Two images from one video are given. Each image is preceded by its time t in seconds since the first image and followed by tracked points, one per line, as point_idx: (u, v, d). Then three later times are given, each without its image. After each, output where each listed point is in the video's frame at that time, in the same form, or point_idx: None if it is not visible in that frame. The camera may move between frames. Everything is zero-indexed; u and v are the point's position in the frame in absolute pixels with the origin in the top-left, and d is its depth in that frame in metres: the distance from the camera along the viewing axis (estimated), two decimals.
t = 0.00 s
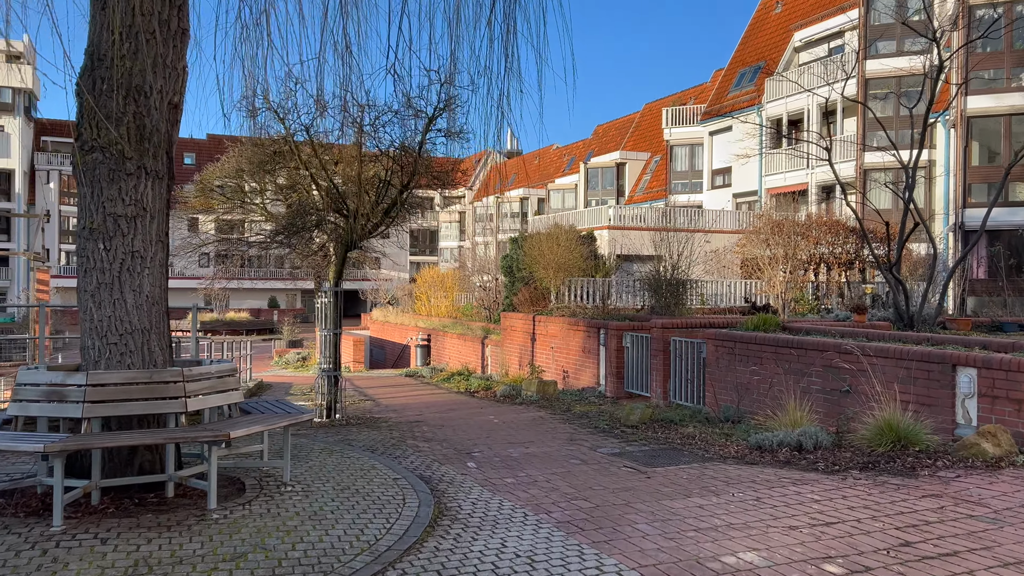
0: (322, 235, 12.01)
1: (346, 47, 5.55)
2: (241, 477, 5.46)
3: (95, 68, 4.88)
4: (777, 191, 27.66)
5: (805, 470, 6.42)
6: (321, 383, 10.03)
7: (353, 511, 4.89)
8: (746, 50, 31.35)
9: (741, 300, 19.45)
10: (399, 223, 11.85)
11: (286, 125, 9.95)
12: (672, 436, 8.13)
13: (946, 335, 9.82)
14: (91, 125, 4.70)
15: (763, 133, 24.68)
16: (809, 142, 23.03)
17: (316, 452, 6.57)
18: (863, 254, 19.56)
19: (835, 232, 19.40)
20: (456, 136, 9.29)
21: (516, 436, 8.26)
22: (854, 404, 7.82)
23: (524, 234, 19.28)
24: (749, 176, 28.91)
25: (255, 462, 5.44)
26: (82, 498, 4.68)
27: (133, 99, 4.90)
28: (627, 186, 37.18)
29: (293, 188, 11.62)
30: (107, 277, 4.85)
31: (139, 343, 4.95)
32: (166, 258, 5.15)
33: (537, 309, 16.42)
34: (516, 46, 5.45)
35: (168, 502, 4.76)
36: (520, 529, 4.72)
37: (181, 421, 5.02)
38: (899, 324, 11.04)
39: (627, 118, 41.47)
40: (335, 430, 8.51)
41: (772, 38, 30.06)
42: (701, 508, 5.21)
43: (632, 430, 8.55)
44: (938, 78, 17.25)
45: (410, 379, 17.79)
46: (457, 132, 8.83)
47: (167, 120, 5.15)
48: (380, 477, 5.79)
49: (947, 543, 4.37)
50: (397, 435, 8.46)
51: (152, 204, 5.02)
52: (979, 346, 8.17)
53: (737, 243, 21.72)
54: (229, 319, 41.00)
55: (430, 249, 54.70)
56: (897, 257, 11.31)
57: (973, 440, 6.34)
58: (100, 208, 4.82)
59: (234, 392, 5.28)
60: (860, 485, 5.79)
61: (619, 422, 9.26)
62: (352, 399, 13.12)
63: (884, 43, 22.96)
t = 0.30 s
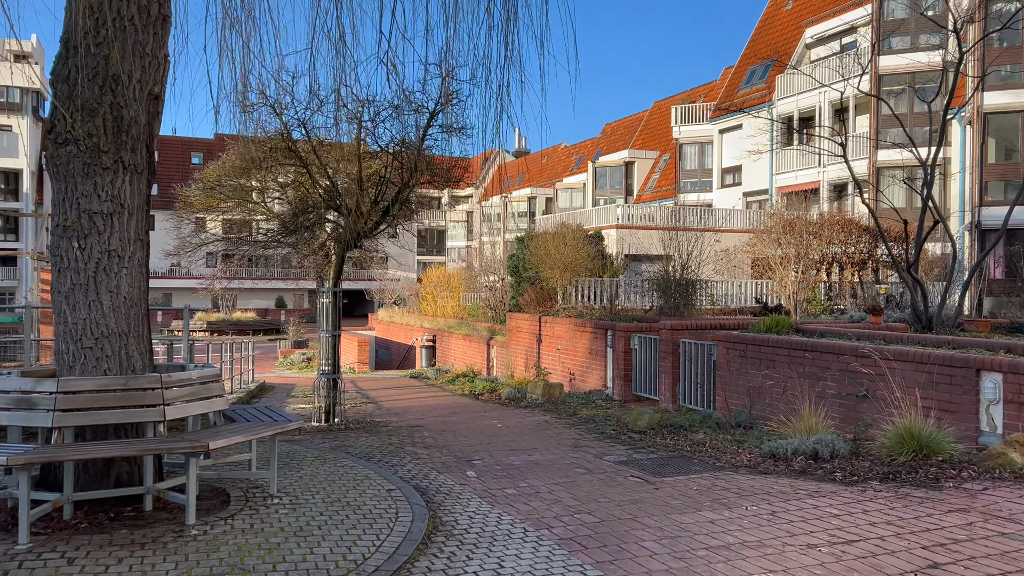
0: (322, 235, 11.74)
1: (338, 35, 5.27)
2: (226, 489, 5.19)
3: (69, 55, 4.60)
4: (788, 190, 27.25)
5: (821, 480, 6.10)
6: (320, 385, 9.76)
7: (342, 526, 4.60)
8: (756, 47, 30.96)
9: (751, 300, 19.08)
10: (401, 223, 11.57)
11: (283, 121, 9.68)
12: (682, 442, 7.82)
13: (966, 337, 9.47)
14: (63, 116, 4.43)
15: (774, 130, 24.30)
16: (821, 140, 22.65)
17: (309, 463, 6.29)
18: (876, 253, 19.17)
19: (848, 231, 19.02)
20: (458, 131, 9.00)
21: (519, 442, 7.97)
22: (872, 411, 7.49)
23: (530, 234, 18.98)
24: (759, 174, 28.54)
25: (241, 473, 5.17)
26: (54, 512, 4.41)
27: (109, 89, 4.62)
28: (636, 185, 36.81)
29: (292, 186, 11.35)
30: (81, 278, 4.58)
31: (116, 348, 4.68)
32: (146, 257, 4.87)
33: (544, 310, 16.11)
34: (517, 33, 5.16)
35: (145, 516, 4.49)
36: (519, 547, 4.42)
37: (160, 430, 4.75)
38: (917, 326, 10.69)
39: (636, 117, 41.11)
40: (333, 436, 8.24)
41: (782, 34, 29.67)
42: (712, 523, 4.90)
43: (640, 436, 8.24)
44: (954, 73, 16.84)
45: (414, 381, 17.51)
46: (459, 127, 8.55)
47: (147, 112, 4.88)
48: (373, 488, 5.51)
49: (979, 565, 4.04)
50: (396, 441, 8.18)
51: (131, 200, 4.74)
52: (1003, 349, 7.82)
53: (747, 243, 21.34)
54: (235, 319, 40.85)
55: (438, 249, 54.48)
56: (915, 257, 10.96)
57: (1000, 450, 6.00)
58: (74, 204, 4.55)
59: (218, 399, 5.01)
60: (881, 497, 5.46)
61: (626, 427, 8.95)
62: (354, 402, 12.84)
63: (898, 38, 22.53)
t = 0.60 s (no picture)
0: (321, 232, 11.46)
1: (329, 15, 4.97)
2: (212, 496, 4.91)
3: (43, 36, 4.33)
4: (798, 187, 26.87)
5: (840, 488, 5.78)
6: (319, 386, 9.48)
7: (332, 537, 4.31)
8: (765, 43, 30.58)
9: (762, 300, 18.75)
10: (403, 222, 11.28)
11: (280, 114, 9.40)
12: (692, 446, 7.50)
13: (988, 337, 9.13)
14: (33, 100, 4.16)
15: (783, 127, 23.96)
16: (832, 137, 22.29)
17: (302, 467, 6.01)
18: (889, 251, 18.80)
19: (860, 229, 18.63)
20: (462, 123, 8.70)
21: (523, 445, 7.67)
22: (891, 413, 7.16)
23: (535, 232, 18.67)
24: (768, 172, 28.17)
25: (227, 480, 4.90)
26: (23, 522, 4.14)
27: (85, 72, 4.34)
28: (644, 183, 36.43)
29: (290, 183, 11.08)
30: (54, 272, 4.30)
31: (92, 348, 4.40)
32: (126, 250, 4.59)
33: (549, 309, 15.81)
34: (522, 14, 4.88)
35: (121, 527, 4.21)
36: (520, 562, 4.11)
37: (140, 436, 4.47)
38: (936, 325, 10.35)
39: (643, 114, 40.77)
40: (330, 439, 7.95)
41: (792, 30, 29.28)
42: (727, 536, 4.58)
43: (648, 440, 7.93)
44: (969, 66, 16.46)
45: (418, 381, 17.23)
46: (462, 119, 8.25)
47: (126, 97, 4.59)
48: (367, 495, 5.21)
49: None
50: (395, 444, 7.89)
51: (108, 190, 4.46)
52: None
53: (757, 241, 20.98)
54: (240, 318, 40.65)
55: (445, 248, 54.26)
56: (934, 253, 10.62)
57: None
58: (46, 194, 4.28)
59: (201, 402, 4.72)
60: (906, 507, 5.13)
61: (633, 430, 8.64)
62: (356, 403, 12.57)
63: (910, 33, 22.14)
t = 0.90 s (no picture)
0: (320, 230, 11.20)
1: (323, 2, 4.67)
2: (194, 511, 4.63)
3: (13, 22, 4.05)
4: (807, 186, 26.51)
5: (861, 501, 5.46)
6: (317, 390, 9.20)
7: (319, 557, 4.02)
8: (774, 40, 30.23)
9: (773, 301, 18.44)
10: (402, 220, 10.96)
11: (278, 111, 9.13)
12: (702, 454, 7.20)
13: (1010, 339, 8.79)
14: None
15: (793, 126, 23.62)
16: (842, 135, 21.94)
17: (293, 478, 5.73)
18: (901, 251, 18.44)
19: (873, 228, 18.25)
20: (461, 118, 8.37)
21: (526, 452, 7.37)
22: (910, 420, 6.84)
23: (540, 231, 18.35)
24: (777, 171, 27.81)
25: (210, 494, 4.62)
26: None
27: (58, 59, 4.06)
28: (651, 182, 36.10)
29: (287, 183, 10.79)
30: (22, 273, 4.03)
31: (64, 354, 4.13)
32: (100, 250, 4.33)
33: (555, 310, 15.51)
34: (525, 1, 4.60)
35: (94, 546, 3.94)
36: None
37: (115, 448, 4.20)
38: (955, 327, 10.00)
39: (650, 113, 40.42)
40: (327, 447, 7.69)
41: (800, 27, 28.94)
42: (742, 555, 4.28)
43: (656, 447, 7.64)
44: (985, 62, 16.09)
45: (421, 383, 16.97)
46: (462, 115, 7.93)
47: (102, 87, 4.31)
48: (359, 509, 4.93)
49: None
50: (394, 451, 7.62)
51: (81, 185, 4.19)
52: None
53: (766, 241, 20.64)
54: (245, 318, 40.47)
55: (451, 248, 54.02)
56: (952, 253, 10.27)
57: None
58: (14, 189, 4.01)
59: (181, 412, 4.45)
60: (932, 523, 4.82)
61: (641, 436, 8.34)
62: (356, 406, 12.31)
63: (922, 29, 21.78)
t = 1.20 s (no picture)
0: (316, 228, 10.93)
1: None
2: (172, 523, 4.37)
3: None
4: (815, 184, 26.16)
5: (879, 511, 5.17)
6: (313, 393, 8.94)
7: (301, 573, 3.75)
8: (782, 37, 29.88)
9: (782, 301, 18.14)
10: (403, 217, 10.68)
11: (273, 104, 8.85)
12: (711, 460, 6.91)
13: None
14: None
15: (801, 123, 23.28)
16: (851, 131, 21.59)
17: (281, 485, 5.46)
18: (912, 249, 18.12)
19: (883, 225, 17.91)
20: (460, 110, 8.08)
21: (526, 457, 7.09)
22: (928, 424, 6.54)
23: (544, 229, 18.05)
24: (785, 168, 27.47)
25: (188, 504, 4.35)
26: None
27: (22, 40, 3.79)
28: (656, 180, 35.78)
29: (283, 179, 10.50)
30: None
31: (29, 355, 3.86)
32: (70, 245, 4.06)
33: (559, 309, 15.24)
34: None
35: (60, 561, 3.68)
36: None
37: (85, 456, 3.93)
38: (972, 327, 9.68)
39: (657, 111, 40.09)
40: (321, 451, 7.41)
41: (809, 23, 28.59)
42: (756, 572, 3.99)
43: (662, 452, 7.35)
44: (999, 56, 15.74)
45: (423, 383, 16.71)
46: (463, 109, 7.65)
47: (71, 72, 4.04)
48: (348, 519, 4.66)
49: None
50: (390, 455, 7.35)
51: (49, 176, 3.93)
52: None
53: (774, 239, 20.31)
54: (249, 317, 40.29)
55: (456, 247, 53.77)
56: (969, 250, 9.96)
57: None
58: None
59: (156, 417, 4.17)
60: (957, 536, 4.52)
61: (646, 440, 8.05)
62: (355, 407, 12.04)
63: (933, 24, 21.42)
